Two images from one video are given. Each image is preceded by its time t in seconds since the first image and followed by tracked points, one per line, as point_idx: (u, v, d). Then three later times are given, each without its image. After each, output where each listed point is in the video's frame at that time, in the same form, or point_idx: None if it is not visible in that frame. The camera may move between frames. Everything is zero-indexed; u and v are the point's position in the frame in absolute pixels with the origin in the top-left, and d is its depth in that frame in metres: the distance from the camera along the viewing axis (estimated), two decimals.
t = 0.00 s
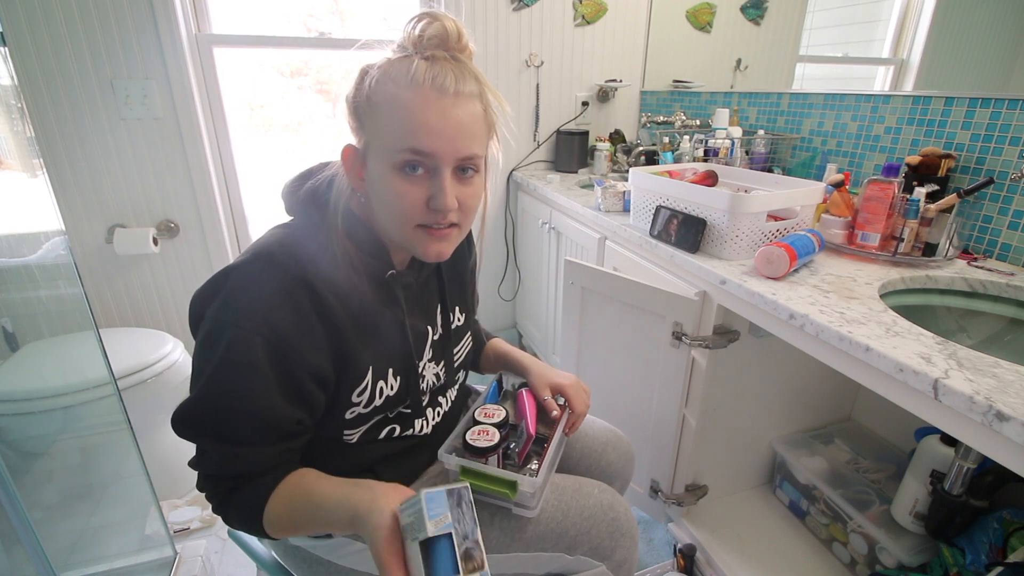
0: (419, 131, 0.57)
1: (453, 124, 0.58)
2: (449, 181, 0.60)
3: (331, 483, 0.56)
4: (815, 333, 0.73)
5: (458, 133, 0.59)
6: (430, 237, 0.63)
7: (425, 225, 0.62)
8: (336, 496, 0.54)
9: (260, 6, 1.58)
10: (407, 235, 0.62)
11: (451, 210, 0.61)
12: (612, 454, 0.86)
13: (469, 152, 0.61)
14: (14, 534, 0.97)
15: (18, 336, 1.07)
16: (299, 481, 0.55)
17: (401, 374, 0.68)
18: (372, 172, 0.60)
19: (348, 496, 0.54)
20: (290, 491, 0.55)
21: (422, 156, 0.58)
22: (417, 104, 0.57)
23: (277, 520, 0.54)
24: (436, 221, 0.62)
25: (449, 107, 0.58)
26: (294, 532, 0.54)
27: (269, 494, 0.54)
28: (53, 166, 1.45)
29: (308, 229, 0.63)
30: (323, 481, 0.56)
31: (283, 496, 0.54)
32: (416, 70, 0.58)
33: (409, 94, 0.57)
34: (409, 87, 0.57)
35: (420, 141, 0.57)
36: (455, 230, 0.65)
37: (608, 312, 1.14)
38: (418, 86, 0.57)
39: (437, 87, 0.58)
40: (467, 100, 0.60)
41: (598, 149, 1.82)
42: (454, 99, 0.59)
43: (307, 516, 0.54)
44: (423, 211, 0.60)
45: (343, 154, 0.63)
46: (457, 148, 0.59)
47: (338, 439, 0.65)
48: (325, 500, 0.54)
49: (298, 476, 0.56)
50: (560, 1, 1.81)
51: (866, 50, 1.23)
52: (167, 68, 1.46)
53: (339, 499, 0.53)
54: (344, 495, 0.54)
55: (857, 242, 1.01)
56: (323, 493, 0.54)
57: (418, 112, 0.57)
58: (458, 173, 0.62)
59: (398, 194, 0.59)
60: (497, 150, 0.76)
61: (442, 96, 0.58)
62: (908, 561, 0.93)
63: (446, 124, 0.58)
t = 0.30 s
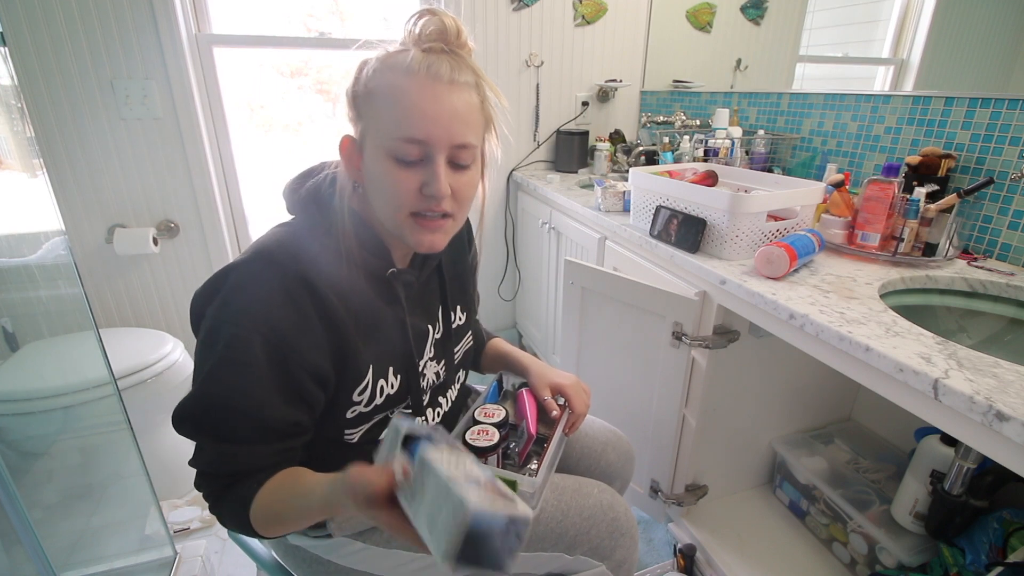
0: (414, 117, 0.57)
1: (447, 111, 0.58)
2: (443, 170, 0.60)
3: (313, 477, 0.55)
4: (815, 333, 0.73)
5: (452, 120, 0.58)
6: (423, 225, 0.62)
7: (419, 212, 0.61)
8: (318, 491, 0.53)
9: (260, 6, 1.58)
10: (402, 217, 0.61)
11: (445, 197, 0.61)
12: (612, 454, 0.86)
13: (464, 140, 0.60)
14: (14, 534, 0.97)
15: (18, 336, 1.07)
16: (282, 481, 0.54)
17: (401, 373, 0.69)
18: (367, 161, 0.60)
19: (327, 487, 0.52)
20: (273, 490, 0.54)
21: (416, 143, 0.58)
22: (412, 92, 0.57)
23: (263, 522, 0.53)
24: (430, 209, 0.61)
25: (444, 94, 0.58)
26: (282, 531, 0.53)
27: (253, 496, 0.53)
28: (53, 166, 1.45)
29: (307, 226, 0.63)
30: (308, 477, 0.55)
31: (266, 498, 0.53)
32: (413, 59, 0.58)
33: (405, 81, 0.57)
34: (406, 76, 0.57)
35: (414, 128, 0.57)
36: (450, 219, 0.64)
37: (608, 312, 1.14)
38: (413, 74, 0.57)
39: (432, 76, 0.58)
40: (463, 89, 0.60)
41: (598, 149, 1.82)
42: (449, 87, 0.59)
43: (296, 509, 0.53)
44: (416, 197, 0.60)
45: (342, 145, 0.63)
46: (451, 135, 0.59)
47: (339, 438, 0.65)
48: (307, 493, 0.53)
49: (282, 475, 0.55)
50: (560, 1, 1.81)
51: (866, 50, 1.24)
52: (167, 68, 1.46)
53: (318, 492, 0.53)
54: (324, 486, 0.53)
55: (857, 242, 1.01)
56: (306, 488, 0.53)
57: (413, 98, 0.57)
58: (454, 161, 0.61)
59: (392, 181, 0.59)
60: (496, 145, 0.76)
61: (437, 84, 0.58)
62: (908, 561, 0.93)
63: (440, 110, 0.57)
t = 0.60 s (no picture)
0: (391, 99, 0.57)
1: (424, 92, 0.57)
2: (425, 150, 0.59)
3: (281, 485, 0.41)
4: (815, 333, 0.73)
5: (431, 101, 0.58)
6: (412, 208, 0.62)
7: (406, 195, 0.61)
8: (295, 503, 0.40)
9: (260, 6, 1.58)
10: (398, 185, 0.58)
11: (429, 177, 0.60)
12: (613, 454, 0.86)
13: (444, 120, 0.60)
14: (14, 534, 0.97)
15: (18, 336, 1.07)
16: (244, 514, 0.41)
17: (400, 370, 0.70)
18: (354, 150, 0.61)
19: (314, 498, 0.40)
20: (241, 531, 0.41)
21: (396, 126, 0.58)
22: (387, 74, 0.57)
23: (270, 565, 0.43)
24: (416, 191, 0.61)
25: (421, 75, 0.58)
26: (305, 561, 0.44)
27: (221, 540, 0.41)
28: (53, 166, 1.45)
29: (303, 219, 0.63)
30: (272, 488, 0.42)
31: (242, 544, 0.41)
32: (387, 45, 0.58)
33: (379, 65, 0.57)
34: (380, 61, 0.57)
35: (392, 110, 0.57)
36: (440, 202, 0.64)
37: (608, 312, 1.14)
38: (388, 59, 0.57)
39: (407, 59, 0.58)
40: (441, 71, 0.60)
41: (598, 149, 1.82)
42: (426, 69, 0.58)
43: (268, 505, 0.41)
44: (401, 179, 0.59)
45: (332, 139, 0.65)
46: (430, 115, 0.58)
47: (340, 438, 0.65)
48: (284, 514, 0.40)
49: (239, 511, 0.42)
50: (560, 1, 1.81)
51: (866, 50, 1.24)
52: (167, 68, 1.46)
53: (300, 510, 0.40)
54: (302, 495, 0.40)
55: (857, 242, 1.01)
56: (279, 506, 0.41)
57: (389, 82, 0.57)
58: (436, 142, 0.61)
59: (376, 166, 0.59)
60: (487, 132, 0.76)
61: (413, 66, 0.58)
62: (908, 561, 0.93)
63: (417, 91, 0.57)
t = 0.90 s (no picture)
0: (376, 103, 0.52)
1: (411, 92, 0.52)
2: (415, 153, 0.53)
3: (254, 457, 0.38)
4: (815, 333, 0.73)
5: (418, 102, 0.53)
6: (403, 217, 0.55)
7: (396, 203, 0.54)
8: (270, 479, 0.37)
9: (261, 6, 1.58)
10: (408, 164, 0.51)
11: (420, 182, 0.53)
12: (612, 454, 0.86)
13: (434, 122, 0.55)
14: (14, 533, 0.97)
15: (18, 336, 1.05)
16: (210, 483, 0.38)
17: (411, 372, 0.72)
18: (343, 156, 0.57)
19: (293, 481, 0.36)
20: (206, 503, 0.38)
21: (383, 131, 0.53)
22: (370, 74, 0.52)
23: (232, 551, 0.39)
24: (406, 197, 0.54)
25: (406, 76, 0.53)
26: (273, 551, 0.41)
27: (187, 508, 0.38)
28: (53, 166, 1.45)
29: (296, 225, 0.62)
30: (244, 459, 0.38)
31: (204, 516, 0.38)
32: (373, 45, 0.54)
33: (362, 67, 0.53)
34: (364, 62, 0.53)
35: (377, 114, 0.52)
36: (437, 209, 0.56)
37: (608, 312, 1.14)
38: (372, 60, 0.53)
39: (392, 59, 0.54)
40: (429, 71, 0.55)
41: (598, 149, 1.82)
42: (413, 69, 0.54)
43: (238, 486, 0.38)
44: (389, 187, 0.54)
45: (325, 143, 0.62)
46: (418, 118, 0.53)
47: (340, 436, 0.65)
48: (257, 491, 0.37)
49: (206, 479, 0.38)
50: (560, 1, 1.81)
51: (866, 50, 1.24)
52: (167, 68, 1.47)
53: (275, 489, 0.37)
54: (280, 472, 0.36)
55: (857, 242, 1.01)
56: (252, 481, 0.37)
57: (373, 84, 0.52)
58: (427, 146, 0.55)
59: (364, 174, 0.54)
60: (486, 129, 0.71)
61: (398, 67, 0.54)
62: (908, 561, 0.92)
63: (403, 92, 0.53)
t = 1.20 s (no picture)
0: (372, 107, 0.53)
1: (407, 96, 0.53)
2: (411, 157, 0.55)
3: (241, 440, 0.37)
4: (815, 333, 0.73)
5: (416, 105, 0.54)
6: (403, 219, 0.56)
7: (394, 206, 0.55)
8: (252, 465, 0.36)
9: (261, 6, 1.58)
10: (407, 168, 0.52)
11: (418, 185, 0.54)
12: (612, 454, 0.86)
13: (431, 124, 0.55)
14: (14, 534, 0.96)
15: (18, 336, 1.06)
16: (191, 464, 0.37)
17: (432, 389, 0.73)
18: (342, 158, 0.57)
19: (278, 468, 0.36)
20: (184, 485, 0.37)
21: (379, 134, 0.54)
22: (369, 78, 0.53)
23: (202, 545, 0.37)
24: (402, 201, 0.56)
25: (403, 78, 0.54)
26: (245, 550, 0.39)
27: (164, 491, 0.37)
28: (53, 167, 1.45)
29: (294, 223, 0.63)
30: (227, 443, 0.37)
31: (180, 500, 0.37)
32: (370, 47, 0.55)
33: (359, 70, 0.53)
34: (361, 65, 0.54)
35: (375, 117, 0.53)
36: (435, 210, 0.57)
37: (608, 311, 1.14)
38: (369, 63, 0.54)
39: (390, 61, 0.54)
40: (426, 72, 0.56)
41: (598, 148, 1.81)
42: (410, 71, 0.54)
43: (217, 472, 0.37)
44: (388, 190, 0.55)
45: (321, 143, 0.62)
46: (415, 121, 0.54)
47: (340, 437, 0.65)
48: (239, 477, 0.36)
49: (187, 461, 0.38)
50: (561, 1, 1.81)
51: (866, 50, 1.23)
52: (167, 68, 1.46)
53: (258, 476, 0.36)
54: (264, 458, 0.36)
55: (857, 242, 1.01)
56: (235, 467, 0.36)
57: (369, 87, 0.53)
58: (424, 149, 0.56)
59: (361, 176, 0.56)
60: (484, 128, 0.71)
61: (396, 69, 0.54)
62: (908, 561, 0.92)
63: (400, 95, 0.53)
